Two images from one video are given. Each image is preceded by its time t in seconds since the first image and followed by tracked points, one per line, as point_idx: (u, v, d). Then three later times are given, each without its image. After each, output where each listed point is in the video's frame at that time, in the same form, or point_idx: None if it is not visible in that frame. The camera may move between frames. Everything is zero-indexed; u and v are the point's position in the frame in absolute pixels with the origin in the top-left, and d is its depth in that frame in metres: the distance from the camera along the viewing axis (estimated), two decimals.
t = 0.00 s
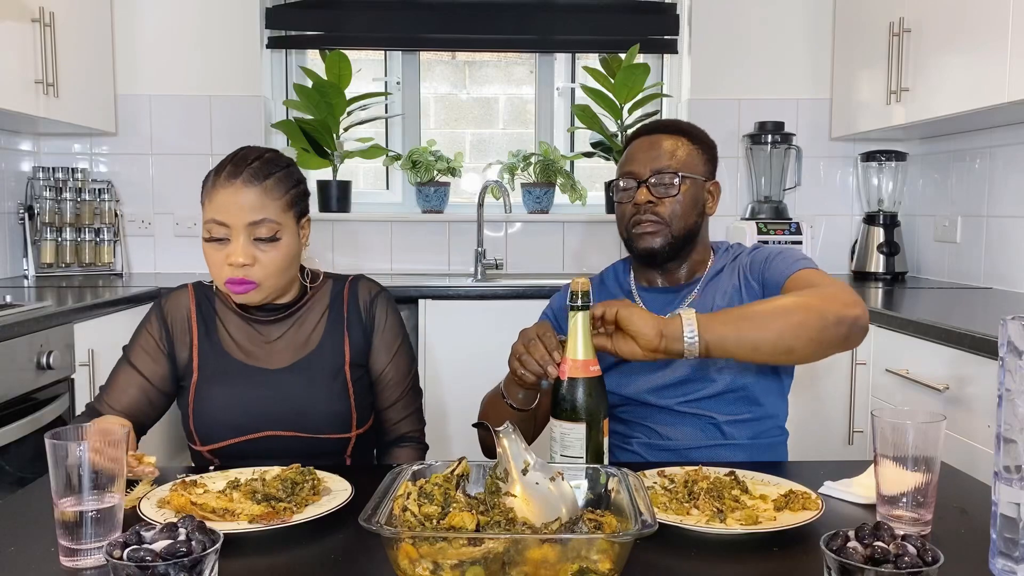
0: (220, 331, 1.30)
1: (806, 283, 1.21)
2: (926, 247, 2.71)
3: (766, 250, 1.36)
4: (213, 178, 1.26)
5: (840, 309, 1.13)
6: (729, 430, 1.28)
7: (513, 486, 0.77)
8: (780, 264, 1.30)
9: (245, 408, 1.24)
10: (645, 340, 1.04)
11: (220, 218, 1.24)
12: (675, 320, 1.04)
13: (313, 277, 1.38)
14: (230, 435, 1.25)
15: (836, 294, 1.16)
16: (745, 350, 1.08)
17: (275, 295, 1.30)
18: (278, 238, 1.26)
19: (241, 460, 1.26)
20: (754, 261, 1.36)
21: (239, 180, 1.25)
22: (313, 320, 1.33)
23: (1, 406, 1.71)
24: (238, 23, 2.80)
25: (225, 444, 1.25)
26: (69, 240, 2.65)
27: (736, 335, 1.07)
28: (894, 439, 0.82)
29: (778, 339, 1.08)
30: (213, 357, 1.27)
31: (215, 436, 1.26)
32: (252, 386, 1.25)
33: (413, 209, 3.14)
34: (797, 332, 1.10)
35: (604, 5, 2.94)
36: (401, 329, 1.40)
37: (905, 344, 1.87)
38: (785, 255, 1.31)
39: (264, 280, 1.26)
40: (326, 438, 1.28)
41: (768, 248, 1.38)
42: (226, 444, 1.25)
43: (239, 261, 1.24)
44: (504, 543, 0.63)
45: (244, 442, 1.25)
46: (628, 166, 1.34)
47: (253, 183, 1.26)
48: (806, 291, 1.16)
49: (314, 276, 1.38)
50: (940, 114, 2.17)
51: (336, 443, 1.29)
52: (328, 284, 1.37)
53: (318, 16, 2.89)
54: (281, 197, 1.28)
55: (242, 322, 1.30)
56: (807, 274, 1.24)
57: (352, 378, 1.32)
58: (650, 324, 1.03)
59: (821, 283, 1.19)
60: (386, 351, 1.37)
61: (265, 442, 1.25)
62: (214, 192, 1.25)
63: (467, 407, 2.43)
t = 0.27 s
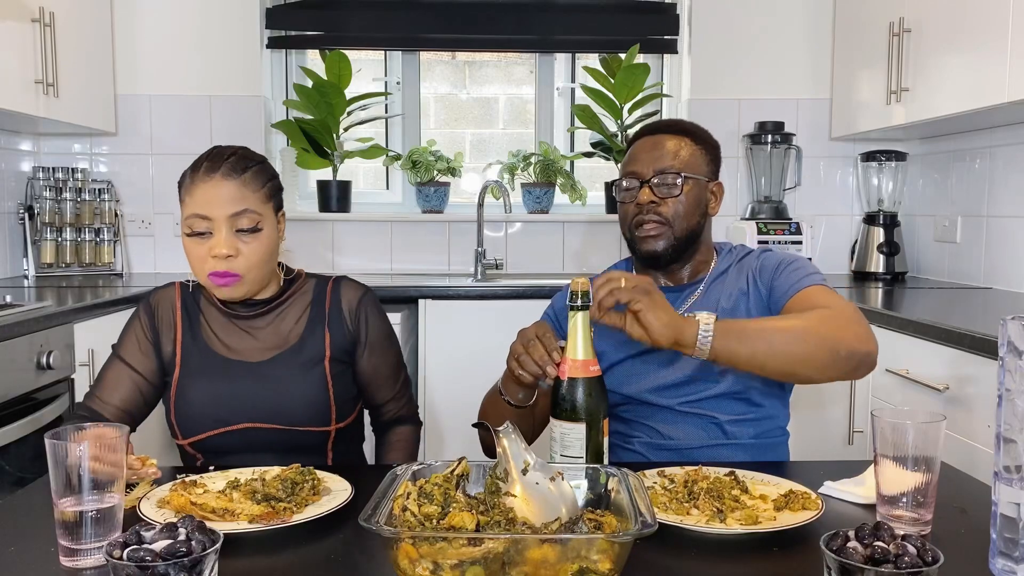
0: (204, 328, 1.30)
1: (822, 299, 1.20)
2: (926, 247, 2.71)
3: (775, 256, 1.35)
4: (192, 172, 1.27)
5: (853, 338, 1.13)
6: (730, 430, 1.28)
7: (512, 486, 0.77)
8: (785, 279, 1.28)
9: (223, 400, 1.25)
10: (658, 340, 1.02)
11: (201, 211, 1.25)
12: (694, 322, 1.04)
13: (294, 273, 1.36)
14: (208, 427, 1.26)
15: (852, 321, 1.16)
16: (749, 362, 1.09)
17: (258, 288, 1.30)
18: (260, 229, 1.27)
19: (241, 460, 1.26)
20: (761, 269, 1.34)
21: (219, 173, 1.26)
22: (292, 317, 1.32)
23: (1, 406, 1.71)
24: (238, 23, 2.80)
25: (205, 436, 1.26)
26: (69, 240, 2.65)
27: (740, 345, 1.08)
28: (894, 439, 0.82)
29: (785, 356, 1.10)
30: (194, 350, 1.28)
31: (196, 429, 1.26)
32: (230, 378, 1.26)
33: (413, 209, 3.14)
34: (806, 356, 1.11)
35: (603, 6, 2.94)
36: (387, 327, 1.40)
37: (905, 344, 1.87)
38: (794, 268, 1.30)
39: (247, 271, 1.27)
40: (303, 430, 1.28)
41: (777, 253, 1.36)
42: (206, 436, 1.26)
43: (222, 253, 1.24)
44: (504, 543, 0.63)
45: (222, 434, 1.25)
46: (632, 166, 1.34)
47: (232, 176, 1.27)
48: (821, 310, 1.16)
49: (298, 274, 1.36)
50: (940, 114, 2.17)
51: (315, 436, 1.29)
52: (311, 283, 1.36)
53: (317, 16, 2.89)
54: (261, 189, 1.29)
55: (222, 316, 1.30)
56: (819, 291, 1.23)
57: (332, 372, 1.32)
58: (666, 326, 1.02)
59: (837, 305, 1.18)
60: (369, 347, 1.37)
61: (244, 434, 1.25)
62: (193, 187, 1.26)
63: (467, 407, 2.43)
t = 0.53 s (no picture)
0: (202, 325, 1.30)
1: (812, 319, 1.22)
2: (926, 247, 2.71)
3: (776, 263, 1.34)
4: (199, 170, 1.28)
5: (829, 371, 1.16)
6: (731, 431, 1.27)
7: (512, 486, 0.77)
8: (783, 291, 1.28)
9: (224, 394, 1.25)
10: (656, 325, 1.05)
11: (210, 208, 1.27)
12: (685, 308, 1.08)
13: (292, 274, 1.37)
14: (211, 421, 1.26)
15: (835, 352, 1.18)
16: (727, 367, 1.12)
17: (262, 285, 1.31)
18: (270, 225, 1.29)
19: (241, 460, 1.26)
20: (761, 274, 1.34)
21: (228, 170, 1.28)
22: (289, 312, 1.33)
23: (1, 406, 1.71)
24: (238, 23, 2.80)
25: (205, 431, 1.26)
26: (69, 240, 2.65)
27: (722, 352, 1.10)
28: (894, 439, 0.82)
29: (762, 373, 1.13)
30: (193, 346, 1.28)
31: (196, 424, 1.27)
32: (229, 371, 1.26)
33: (413, 209, 3.14)
34: (782, 375, 1.14)
35: (603, 6, 2.94)
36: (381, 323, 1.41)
37: (905, 343, 1.87)
38: (793, 279, 1.29)
39: (259, 265, 1.29)
40: (305, 422, 1.28)
41: (779, 259, 1.35)
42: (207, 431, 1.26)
43: (234, 249, 1.26)
44: (504, 543, 0.63)
45: (223, 427, 1.26)
46: (628, 168, 1.34)
47: (241, 173, 1.28)
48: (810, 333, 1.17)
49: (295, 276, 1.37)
50: (940, 114, 2.17)
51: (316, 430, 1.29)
52: (308, 282, 1.37)
53: (317, 15, 2.89)
54: (268, 186, 1.31)
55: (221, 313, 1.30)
56: (811, 310, 1.24)
57: (333, 367, 1.33)
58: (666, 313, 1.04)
59: (826, 330, 1.20)
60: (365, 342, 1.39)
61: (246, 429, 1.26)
62: (202, 185, 1.27)
63: (467, 407, 2.43)
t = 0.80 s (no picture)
0: (211, 324, 1.32)
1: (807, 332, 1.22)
2: (926, 247, 2.71)
3: (776, 265, 1.34)
4: (216, 168, 1.31)
5: (822, 386, 1.17)
6: (731, 431, 1.27)
7: (512, 486, 0.77)
8: (781, 296, 1.28)
9: (236, 388, 1.26)
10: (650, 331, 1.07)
11: (230, 202, 1.29)
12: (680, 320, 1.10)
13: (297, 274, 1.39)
14: (224, 416, 1.27)
15: (829, 368, 1.18)
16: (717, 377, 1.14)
17: (273, 282, 1.33)
18: (286, 221, 1.33)
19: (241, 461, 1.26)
20: (761, 276, 1.33)
21: (247, 168, 1.31)
22: (297, 310, 1.34)
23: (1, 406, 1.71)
24: (238, 23, 2.80)
25: (216, 425, 1.27)
26: (69, 240, 2.65)
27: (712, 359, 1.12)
28: (894, 439, 0.82)
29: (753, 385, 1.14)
30: (205, 345, 1.30)
31: (206, 419, 1.27)
32: (241, 366, 1.27)
33: (413, 209, 3.15)
34: (771, 390, 1.14)
35: (603, 6, 2.94)
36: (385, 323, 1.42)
37: (905, 343, 1.87)
38: (792, 285, 1.29)
39: (276, 259, 1.32)
40: (316, 415, 1.29)
41: (779, 262, 1.35)
42: (218, 426, 1.27)
43: (254, 243, 1.29)
44: (504, 543, 0.63)
45: (236, 421, 1.27)
46: (611, 173, 1.37)
47: (258, 170, 1.32)
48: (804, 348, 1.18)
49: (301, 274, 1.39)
50: (940, 114, 2.17)
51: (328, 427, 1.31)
52: (315, 282, 1.38)
53: (317, 15, 2.89)
54: (282, 184, 1.35)
55: (230, 313, 1.32)
56: (806, 320, 1.24)
57: (342, 363, 1.34)
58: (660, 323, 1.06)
59: (820, 344, 1.20)
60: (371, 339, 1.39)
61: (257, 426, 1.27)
62: (219, 181, 1.30)
63: (467, 407, 2.43)
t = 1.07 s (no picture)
0: (215, 325, 1.31)
1: (808, 333, 1.22)
2: (926, 247, 2.71)
3: (778, 267, 1.33)
4: (229, 165, 1.34)
5: (822, 387, 1.17)
6: (731, 431, 1.27)
7: (513, 486, 0.78)
8: (782, 298, 1.28)
9: (244, 389, 1.26)
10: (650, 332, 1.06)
11: (246, 198, 1.32)
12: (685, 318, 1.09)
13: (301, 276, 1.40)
14: (232, 417, 1.26)
15: (829, 369, 1.18)
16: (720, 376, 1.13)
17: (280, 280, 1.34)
18: (298, 217, 1.36)
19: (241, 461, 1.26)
20: (762, 278, 1.33)
21: (261, 165, 1.34)
22: (303, 312, 1.35)
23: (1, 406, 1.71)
24: (238, 23, 2.80)
25: (224, 428, 1.26)
26: (69, 240, 2.65)
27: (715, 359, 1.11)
28: (894, 439, 0.82)
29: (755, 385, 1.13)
30: (211, 347, 1.29)
31: (214, 422, 1.27)
32: (248, 367, 1.27)
33: (413, 209, 3.15)
34: (772, 390, 1.14)
35: (604, 5, 2.94)
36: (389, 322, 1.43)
37: (905, 344, 1.87)
38: (793, 287, 1.29)
39: (291, 253, 1.34)
40: (318, 414, 1.29)
41: (782, 264, 1.34)
42: (225, 428, 1.26)
43: (271, 236, 1.32)
44: (504, 543, 0.63)
45: (244, 423, 1.26)
46: (609, 175, 1.38)
47: (270, 168, 1.35)
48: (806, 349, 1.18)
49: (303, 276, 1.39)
50: (940, 114, 2.17)
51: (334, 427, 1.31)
52: (320, 283, 1.39)
53: (317, 15, 2.89)
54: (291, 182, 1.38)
55: (235, 314, 1.32)
56: (807, 322, 1.24)
57: (348, 362, 1.35)
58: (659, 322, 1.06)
59: (820, 345, 1.20)
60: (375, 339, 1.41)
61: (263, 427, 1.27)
62: (233, 178, 1.33)
63: (466, 406, 2.44)
